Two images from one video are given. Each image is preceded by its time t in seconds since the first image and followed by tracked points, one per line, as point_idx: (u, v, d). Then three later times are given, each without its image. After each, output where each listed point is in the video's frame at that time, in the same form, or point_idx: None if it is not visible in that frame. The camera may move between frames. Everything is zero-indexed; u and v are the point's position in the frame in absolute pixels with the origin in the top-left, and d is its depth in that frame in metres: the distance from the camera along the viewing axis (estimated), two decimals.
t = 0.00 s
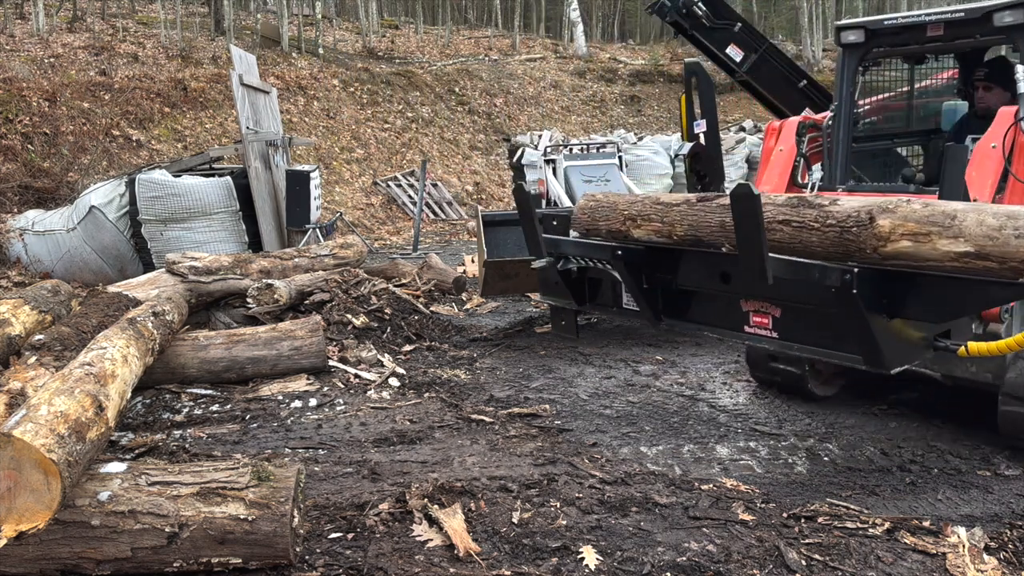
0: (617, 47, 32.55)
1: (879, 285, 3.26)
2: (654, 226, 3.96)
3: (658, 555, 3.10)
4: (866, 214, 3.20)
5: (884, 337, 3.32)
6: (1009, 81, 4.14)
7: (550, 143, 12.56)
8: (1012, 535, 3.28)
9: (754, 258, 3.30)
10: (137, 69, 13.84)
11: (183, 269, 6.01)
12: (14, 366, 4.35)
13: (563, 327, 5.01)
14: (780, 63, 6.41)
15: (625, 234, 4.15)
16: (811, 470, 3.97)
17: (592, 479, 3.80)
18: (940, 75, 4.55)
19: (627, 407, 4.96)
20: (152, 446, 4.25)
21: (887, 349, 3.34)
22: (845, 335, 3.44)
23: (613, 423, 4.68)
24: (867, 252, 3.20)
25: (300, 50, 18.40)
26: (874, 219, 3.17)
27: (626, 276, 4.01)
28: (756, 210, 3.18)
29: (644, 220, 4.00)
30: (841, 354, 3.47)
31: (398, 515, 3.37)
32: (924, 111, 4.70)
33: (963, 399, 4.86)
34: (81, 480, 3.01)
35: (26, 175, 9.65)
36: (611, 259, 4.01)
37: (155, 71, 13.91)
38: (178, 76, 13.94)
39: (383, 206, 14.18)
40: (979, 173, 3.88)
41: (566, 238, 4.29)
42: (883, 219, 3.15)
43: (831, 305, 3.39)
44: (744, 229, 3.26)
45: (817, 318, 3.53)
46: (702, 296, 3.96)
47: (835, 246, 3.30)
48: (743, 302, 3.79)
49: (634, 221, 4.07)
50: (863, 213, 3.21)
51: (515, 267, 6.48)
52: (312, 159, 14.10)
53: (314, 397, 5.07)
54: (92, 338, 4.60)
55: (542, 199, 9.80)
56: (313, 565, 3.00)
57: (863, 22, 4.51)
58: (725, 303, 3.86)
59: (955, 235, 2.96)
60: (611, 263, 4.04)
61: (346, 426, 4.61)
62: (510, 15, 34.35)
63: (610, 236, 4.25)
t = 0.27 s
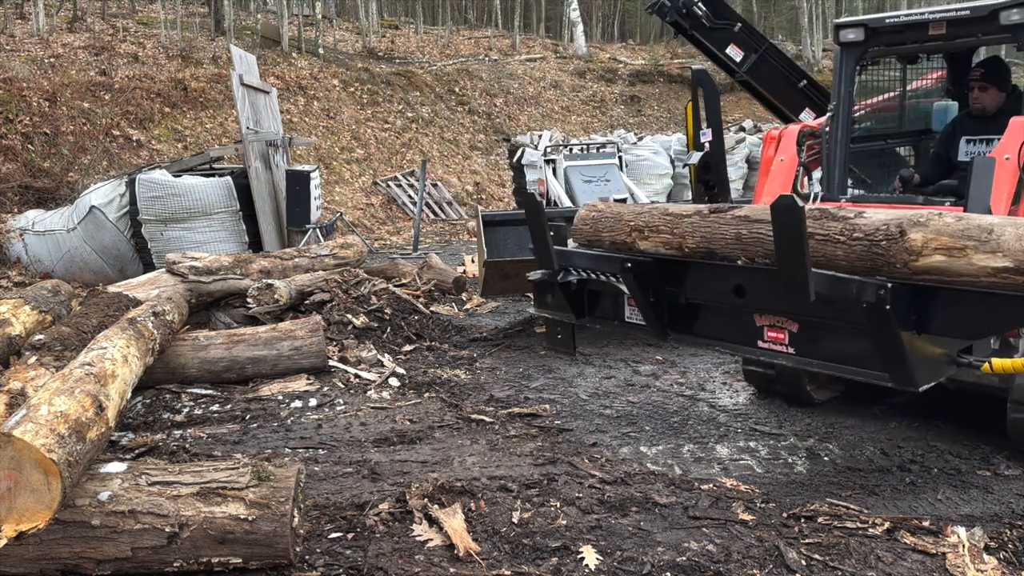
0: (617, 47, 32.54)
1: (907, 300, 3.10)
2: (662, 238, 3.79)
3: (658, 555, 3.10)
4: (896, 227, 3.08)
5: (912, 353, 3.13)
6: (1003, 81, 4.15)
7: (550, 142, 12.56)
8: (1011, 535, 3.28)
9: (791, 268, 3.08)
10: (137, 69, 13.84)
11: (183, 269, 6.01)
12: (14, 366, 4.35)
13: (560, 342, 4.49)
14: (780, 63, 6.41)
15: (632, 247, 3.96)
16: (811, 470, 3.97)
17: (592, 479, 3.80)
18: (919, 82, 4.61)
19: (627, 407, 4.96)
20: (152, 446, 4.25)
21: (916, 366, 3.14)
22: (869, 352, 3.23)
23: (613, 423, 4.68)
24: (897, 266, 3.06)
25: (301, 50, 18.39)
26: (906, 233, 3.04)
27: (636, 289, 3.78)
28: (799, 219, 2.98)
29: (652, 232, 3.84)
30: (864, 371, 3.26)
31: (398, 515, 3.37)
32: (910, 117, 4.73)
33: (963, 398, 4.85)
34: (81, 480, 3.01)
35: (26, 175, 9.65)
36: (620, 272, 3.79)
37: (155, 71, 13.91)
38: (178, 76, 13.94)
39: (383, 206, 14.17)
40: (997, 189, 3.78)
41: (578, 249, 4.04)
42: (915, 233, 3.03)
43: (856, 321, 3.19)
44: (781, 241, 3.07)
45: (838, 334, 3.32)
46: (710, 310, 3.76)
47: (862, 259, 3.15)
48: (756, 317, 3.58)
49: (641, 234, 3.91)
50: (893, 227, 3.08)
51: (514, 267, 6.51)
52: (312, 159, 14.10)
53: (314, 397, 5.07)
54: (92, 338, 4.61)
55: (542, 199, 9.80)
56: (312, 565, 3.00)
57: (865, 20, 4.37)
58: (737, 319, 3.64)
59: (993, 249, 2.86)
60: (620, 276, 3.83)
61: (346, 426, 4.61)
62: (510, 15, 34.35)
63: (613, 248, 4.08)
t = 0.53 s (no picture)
0: (617, 48, 32.54)
1: (932, 302, 3.02)
2: (671, 240, 3.63)
3: (658, 555, 3.10)
4: (922, 227, 2.99)
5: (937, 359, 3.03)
6: (1001, 81, 4.16)
7: (550, 143, 12.56)
8: (1011, 535, 3.28)
9: (830, 266, 2.92)
10: (137, 69, 13.84)
11: (184, 269, 6.01)
12: (14, 365, 4.35)
13: (557, 349, 4.27)
14: (780, 63, 6.41)
15: (637, 249, 3.78)
16: (812, 470, 3.97)
17: (592, 479, 3.80)
18: (909, 86, 4.69)
19: (627, 407, 4.96)
20: (152, 446, 4.25)
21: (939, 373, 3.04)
22: (891, 359, 3.12)
23: (613, 423, 4.68)
24: (922, 268, 2.97)
25: (301, 50, 18.39)
26: (933, 233, 2.96)
27: (645, 293, 3.58)
28: (843, 215, 2.81)
29: (661, 233, 3.68)
30: (885, 378, 3.15)
31: (398, 515, 3.37)
32: (903, 119, 4.80)
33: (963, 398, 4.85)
34: (81, 480, 3.01)
35: (26, 175, 9.65)
36: (629, 273, 3.57)
37: (155, 71, 13.91)
38: (178, 76, 13.94)
39: (383, 206, 14.18)
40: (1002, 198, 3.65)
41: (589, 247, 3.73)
42: (941, 233, 2.95)
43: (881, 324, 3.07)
44: (819, 234, 2.90)
45: (858, 340, 3.19)
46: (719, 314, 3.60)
47: (886, 261, 3.06)
48: (770, 322, 3.45)
49: (648, 236, 3.74)
50: (920, 227, 2.99)
51: (514, 268, 6.50)
52: (311, 159, 14.11)
53: (314, 397, 5.07)
54: (92, 338, 4.61)
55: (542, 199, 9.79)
56: (312, 565, 3.00)
57: (866, 17, 4.19)
58: (750, 323, 3.51)
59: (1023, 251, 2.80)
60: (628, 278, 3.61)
61: (346, 426, 4.61)
62: (510, 15, 34.36)
63: (617, 250, 3.90)
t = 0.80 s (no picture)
0: (617, 48, 32.55)
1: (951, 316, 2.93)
2: (678, 249, 3.60)
3: (658, 555, 3.10)
4: (939, 239, 2.93)
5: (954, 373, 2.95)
6: (1000, 81, 4.13)
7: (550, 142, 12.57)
8: (1011, 535, 3.28)
9: (852, 280, 2.84)
10: (137, 69, 13.84)
11: (183, 269, 6.00)
12: (14, 365, 4.35)
13: (556, 361, 4.17)
14: (780, 63, 6.42)
15: (643, 258, 3.75)
16: (812, 471, 3.97)
17: (592, 479, 3.80)
18: (904, 86, 4.73)
19: (627, 407, 4.96)
20: (152, 446, 4.25)
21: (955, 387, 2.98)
22: (905, 372, 3.05)
23: (613, 423, 4.68)
24: (938, 278, 2.90)
25: (301, 50, 18.39)
26: (950, 245, 2.89)
27: (652, 304, 3.54)
28: (868, 227, 2.72)
29: (667, 243, 3.65)
30: (899, 391, 3.08)
31: (398, 515, 3.37)
32: (900, 118, 4.82)
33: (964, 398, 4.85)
34: (81, 480, 3.01)
35: (26, 175, 9.65)
36: (636, 283, 3.53)
37: (155, 71, 13.91)
38: (178, 76, 13.93)
39: (383, 206, 14.18)
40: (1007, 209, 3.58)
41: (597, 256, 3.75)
42: (959, 245, 2.88)
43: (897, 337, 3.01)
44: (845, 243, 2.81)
45: (870, 352, 3.13)
46: (725, 326, 3.53)
47: (901, 271, 2.99)
48: (779, 334, 3.39)
49: (654, 245, 3.70)
50: (936, 237, 2.94)
51: (515, 268, 6.50)
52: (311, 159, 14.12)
53: (314, 397, 5.07)
54: (92, 338, 4.61)
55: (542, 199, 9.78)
56: (312, 565, 3.00)
57: (865, 17, 4.13)
58: (757, 335, 3.46)
59: None
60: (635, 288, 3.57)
61: (346, 426, 4.61)
62: (510, 15, 34.36)
63: (621, 259, 3.88)
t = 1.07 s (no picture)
0: (616, 48, 32.56)
1: (962, 340, 2.90)
2: (681, 267, 3.54)
3: (658, 555, 3.10)
4: (949, 262, 2.87)
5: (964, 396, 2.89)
6: (998, 81, 4.13)
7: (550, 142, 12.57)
8: (1011, 535, 3.28)
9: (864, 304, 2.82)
10: (136, 69, 13.84)
11: (183, 269, 6.00)
12: (14, 366, 4.35)
13: (557, 377, 4.13)
14: (780, 63, 6.42)
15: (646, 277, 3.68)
16: (812, 471, 3.96)
17: (592, 479, 3.80)
18: (901, 86, 4.73)
19: (627, 407, 4.96)
20: (152, 446, 4.25)
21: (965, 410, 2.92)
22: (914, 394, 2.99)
23: (614, 423, 4.67)
24: (948, 301, 2.85)
25: (301, 50, 18.39)
26: (960, 267, 2.84)
27: (655, 324, 3.54)
28: (885, 255, 2.70)
29: (670, 262, 3.58)
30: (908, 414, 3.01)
31: (398, 515, 3.37)
32: (897, 119, 4.80)
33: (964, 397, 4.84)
34: (81, 480, 3.01)
35: (26, 175, 9.65)
36: (640, 304, 3.54)
37: (155, 71, 13.90)
38: (178, 76, 13.93)
39: (383, 206, 14.18)
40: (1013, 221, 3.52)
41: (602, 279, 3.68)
42: (970, 267, 2.82)
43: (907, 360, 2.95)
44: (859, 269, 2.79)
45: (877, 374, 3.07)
46: (728, 345, 3.49)
47: (910, 295, 2.95)
48: (784, 354, 3.33)
49: (657, 264, 3.62)
50: (946, 260, 2.89)
51: (515, 267, 6.51)
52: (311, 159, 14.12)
53: (314, 397, 5.07)
54: (92, 338, 4.61)
55: (542, 199, 9.78)
56: (312, 565, 3.00)
57: (864, 16, 4.13)
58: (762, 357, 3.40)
59: None
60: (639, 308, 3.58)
61: (346, 426, 4.61)
62: (510, 16, 34.37)
63: (623, 277, 3.78)
